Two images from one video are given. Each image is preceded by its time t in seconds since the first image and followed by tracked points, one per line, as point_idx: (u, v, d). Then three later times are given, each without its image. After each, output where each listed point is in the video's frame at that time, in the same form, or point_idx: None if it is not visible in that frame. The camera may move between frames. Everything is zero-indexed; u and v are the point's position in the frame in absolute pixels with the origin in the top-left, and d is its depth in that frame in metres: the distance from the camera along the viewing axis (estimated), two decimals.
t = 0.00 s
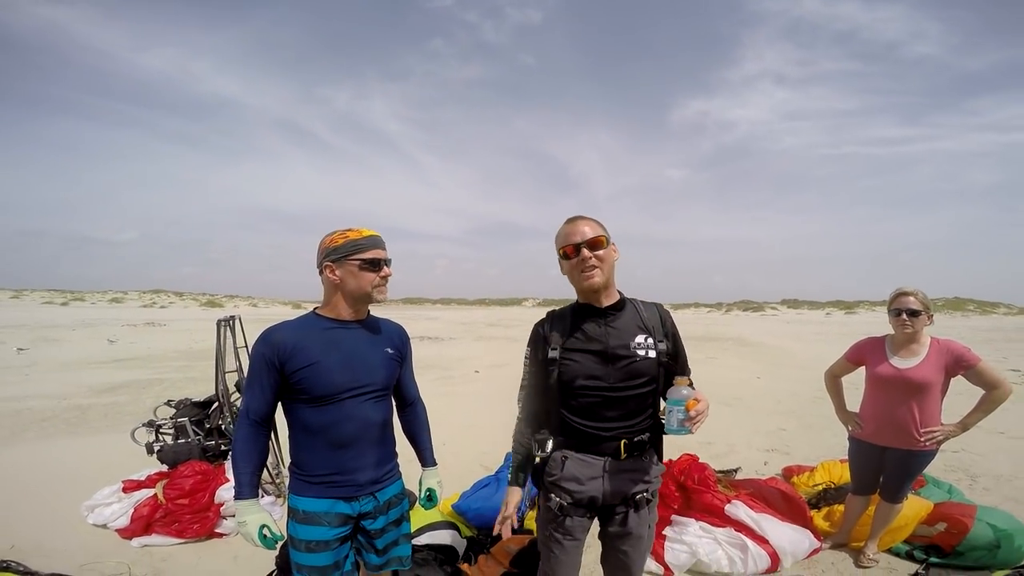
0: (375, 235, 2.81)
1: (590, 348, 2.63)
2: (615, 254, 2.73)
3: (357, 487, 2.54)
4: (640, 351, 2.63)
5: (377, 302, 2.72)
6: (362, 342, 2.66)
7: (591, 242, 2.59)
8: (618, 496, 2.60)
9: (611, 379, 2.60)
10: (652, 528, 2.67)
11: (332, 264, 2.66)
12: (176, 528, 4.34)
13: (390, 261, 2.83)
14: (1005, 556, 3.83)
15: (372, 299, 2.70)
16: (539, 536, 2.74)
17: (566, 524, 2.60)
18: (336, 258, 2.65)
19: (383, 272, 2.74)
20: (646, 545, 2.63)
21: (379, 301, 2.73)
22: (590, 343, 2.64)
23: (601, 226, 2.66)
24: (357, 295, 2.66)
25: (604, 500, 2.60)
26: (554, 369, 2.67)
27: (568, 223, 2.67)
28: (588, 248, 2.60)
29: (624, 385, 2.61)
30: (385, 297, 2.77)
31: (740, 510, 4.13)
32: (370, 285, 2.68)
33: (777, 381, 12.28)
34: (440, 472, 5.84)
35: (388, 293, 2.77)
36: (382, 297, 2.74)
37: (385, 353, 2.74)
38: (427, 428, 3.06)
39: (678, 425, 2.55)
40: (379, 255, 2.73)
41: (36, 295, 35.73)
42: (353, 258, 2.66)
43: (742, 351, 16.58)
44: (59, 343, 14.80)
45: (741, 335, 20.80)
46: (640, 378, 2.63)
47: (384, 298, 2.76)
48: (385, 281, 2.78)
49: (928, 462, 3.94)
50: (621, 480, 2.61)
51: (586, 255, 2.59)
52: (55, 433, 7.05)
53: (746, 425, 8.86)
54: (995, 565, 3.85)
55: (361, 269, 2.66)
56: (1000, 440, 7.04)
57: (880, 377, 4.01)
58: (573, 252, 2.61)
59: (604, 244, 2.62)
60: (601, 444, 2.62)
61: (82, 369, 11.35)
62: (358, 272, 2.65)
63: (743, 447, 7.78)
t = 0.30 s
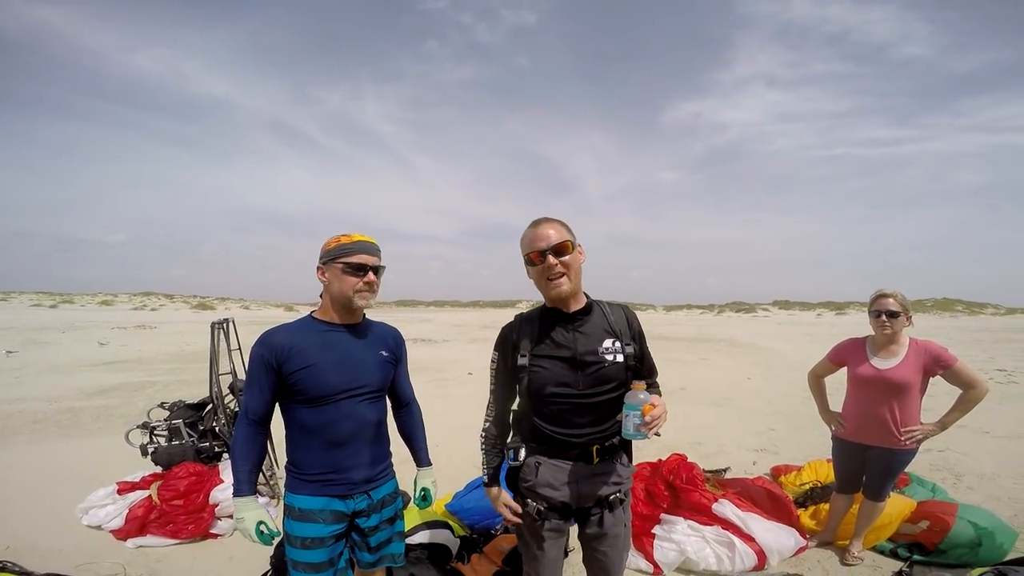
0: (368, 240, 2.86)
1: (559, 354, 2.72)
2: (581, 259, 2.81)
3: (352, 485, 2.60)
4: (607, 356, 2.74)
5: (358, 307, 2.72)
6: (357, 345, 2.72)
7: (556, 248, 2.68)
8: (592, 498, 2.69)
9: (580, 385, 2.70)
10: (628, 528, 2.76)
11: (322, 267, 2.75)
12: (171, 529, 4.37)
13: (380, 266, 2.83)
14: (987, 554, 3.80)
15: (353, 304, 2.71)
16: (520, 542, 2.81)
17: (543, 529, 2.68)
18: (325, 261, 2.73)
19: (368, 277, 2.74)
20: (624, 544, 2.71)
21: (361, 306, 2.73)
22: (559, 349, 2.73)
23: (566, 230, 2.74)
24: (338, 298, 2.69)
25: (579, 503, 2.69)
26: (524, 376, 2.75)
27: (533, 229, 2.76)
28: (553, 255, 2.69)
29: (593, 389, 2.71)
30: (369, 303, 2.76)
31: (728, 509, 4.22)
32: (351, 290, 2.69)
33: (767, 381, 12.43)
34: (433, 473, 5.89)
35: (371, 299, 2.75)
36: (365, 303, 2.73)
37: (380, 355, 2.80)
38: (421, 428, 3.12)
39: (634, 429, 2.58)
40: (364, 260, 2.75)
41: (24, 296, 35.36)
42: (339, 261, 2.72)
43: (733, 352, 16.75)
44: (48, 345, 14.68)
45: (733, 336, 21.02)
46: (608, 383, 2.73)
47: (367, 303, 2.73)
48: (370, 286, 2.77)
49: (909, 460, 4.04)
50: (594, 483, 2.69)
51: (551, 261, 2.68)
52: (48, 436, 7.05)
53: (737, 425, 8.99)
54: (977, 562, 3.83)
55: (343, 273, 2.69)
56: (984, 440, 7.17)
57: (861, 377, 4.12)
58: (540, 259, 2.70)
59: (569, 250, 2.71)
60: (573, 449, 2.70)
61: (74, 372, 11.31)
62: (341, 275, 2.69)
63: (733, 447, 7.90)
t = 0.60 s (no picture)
0: (361, 239, 2.90)
1: (537, 353, 2.80)
2: (564, 257, 2.86)
3: (344, 478, 2.65)
4: (584, 354, 2.82)
5: (335, 301, 2.71)
6: (351, 340, 2.76)
7: (540, 246, 2.73)
8: (571, 495, 2.74)
9: (558, 383, 2.77)
10: (609, 524, 2.80)
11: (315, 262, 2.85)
12: (165, 523, 4.40)
13: (365, 261, 2.82)
14: (968, 551, 3.87)
15: (330, 298, 2.71)
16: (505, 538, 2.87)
17: (526, 525, 2.74)
18: (317, 256, 2.84)
19: (347, 271, 2.74)
20: (606, 541, 2.74)
21: (337, 300, 2.71)
22: (536, 348, 2.81)
23: (549, 228, 2.79)
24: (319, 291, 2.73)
25: (559, 499, 2.74)
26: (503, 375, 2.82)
27: (517, 226, 2.80)
28: (537, 253, 2.73)
29: (570, 387, 2.78)
30: (347, 299, 2.73)
31: (715, 505, 4.29)
32: (330, 283, 2.71)
33: (759, 380, 12.57)
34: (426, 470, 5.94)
35: (349, 294, 2.72)
36: (341, 297, 2.71)
37: (374, 350, 2.84)
38: (414, 423, 3.16)
39: (605, 429, 2.63)
40: (347, 254, 2.77)
41: (14, 291, 35.03)
42: (325, 255, 2.79)
43: (725, 351, 16.90)
44: (37, 341, 14.55)
45: (725, 335, 21.18)
46: (585, 380, 2.81)
47: (345, 298, 2.72)
48: (350, 280, 2.75)
49: (892, 458, 4.13)
50: (573, 480, 2.75)
51: (535, 258, 2.73)
52: (40, 431, 7.03)
53: (728, 424, 9.09)
54: (959, 560, 3.88)
55: (326, 266, 2.74)
56: (969, 440, 7.30)
57: (845, 376, 4.21)
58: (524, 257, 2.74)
59: (553, 248, 2.76)
60: (552, 447, 2.76)
61: (64, 367, 11.25)
62: (323, 268, 2.75)
63: (723, 444, 8.00)
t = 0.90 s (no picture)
0: (359, 236, 2.90)
1: (527, 353, 2.80)
2: (557, 258, 2.87)
3: (340, 475, 2.65)
4: (575, 354, 2.83)
5: (331, 298, 2.71)
6: (348, 337, 2.76)
7: (534, 245, 2.73)
8: (561, 495, 2.74)
9: (548, 383, 2.78)
10: (601, 525, 2.79)
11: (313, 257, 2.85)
12: (159, 521, 4.39)
13: (362, 259, 2.81)
14: (961, 552, 3.89)
15: (327, 294, 2.72)
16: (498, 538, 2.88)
17: (517, 524, 2.75)
18: (314, 251, 2.83)
19: (344, 269, 2.74)
20: (598, 542, 2.73)
21: (334, 297, 2.71)
22: (527, 348, 2.82)
23: (544, 228, 2.79)
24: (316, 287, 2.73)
25: (549, 499, 2.75)
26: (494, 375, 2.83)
27: (511, 223, 2.80)
28: (531, 251, 2.74)
29: (561, 387, 2.79)
30: (344, 295, 2.73)
31: (710, 505, 4.31)
32: (327, 279, 2.71)
33: (755, 380, 12.61)
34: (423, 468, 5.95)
35: (346, 291, 2.72)
36: (337, 295, 2.71)
37: (371, 347, 2.84)
38: (411, 420, 3.16)
39: (590, 428, 2.60)
40: (345, 251, 2.76)
41: (9, 287, 34.87)
42: (323, 251, 2.78)
43: (722, 351, 16.95)
44: (32, 336, 14.48)
45: (721, 335, 21.24)
46: (576, 380, 2.82)
47: (342, 296, 2.72)
48: (347, 278, 2.75)
49: (886, 459, 4.15)
50: (563, 479, 2.75)
51: (527, 256, 2.73)
52: (35, 427, 7.01)
53: (723, 423, 9.12)
54: (951, 561, 3.90)
55: (323, 262, 2.73)
56: (962, 441, 7.35)
57: (840, 376, 4.23)
58: (517, 254, 2.74)
59: (546, 248, 2.76)
60: (542, 446, 2.77)
61: (59, 363, 11.20)
62: (320, 264, 2.74)
63: (719, 444, 8.03)
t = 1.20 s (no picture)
0: (343, 233, 2.83)
1: (514, 353, 2.77)
2: (546, 257, 2.84)
3: (320, 479, 2.58)
4: (562, 355, 2.80)
5: (315, 298, 2.64)
6: (329, 336, 2.69)
7: (522, 242, 2.70)
8: (548, 499, 2.71)
9: (535, 384, 2.74)
10: (588, 529, 2.76)
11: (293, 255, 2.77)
12: (131, 524, 4.26)
13: (347, 258, 2.75)
14: (940, 554, 3.95)
15: (311, 294, 2.65)
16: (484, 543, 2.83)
17: (503, 529, 2.70)
18: (295, 248, 2.75)
19: (329, 268, 2.67)
20: (585, 547, 2.70)
21: (317, 297, 2.65)
22: (514, 348, 2.78)
23: (533, 227, 2.76)
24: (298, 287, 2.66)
25: (536, 503, 2.71)
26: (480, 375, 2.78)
27: (500, 221, 2.77)
28: (519, 248, 2.70)
29: (548, 389, 2.75)
30: (327, 296, 2.67)
31: (695, 507, 4.31)
32: (310, 279, 2.64)
33: (735, 382, 12.77)
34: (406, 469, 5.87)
35: (329, 292, 2.66)
36: (320, 295, 2.65)
37: (352, 347, 2.77)
38: (393, 423, 3.10)
39: (579, 429, 2.57)
40: (330, 250, 2.69)
41: None
42: (306, 248, 2.70)
43: (704, 353, 17.13)
44: None
45: (703, 338, 21.49)
46: (563, 382, 2.79)
47: (326, 296, 2.66)
48: (332, 278, 2.69)
49: (866, 462, 4.20)
50: (549, 483, 2.71)
51: (516, 254, 2.69)
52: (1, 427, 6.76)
53: (705, 425, 9.21)
54: (930, 562, 3.96)
55: (306, 261, 2.66)
56: (937, 444, 7.51)
57: (823, 380, 4.28)
58: (505, 251, 2.71)
59: (535, 247, 2.73)
60: (528, 449, 2.73)
61: (28, 360, 10.83)
62: (303, 263, 2.66)
63: (701, 446, 8.09)
